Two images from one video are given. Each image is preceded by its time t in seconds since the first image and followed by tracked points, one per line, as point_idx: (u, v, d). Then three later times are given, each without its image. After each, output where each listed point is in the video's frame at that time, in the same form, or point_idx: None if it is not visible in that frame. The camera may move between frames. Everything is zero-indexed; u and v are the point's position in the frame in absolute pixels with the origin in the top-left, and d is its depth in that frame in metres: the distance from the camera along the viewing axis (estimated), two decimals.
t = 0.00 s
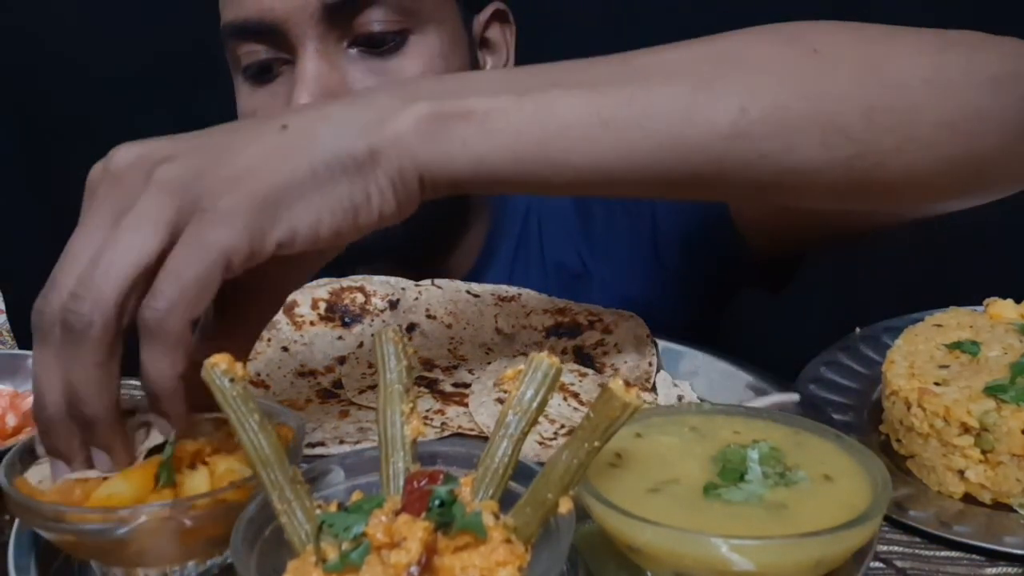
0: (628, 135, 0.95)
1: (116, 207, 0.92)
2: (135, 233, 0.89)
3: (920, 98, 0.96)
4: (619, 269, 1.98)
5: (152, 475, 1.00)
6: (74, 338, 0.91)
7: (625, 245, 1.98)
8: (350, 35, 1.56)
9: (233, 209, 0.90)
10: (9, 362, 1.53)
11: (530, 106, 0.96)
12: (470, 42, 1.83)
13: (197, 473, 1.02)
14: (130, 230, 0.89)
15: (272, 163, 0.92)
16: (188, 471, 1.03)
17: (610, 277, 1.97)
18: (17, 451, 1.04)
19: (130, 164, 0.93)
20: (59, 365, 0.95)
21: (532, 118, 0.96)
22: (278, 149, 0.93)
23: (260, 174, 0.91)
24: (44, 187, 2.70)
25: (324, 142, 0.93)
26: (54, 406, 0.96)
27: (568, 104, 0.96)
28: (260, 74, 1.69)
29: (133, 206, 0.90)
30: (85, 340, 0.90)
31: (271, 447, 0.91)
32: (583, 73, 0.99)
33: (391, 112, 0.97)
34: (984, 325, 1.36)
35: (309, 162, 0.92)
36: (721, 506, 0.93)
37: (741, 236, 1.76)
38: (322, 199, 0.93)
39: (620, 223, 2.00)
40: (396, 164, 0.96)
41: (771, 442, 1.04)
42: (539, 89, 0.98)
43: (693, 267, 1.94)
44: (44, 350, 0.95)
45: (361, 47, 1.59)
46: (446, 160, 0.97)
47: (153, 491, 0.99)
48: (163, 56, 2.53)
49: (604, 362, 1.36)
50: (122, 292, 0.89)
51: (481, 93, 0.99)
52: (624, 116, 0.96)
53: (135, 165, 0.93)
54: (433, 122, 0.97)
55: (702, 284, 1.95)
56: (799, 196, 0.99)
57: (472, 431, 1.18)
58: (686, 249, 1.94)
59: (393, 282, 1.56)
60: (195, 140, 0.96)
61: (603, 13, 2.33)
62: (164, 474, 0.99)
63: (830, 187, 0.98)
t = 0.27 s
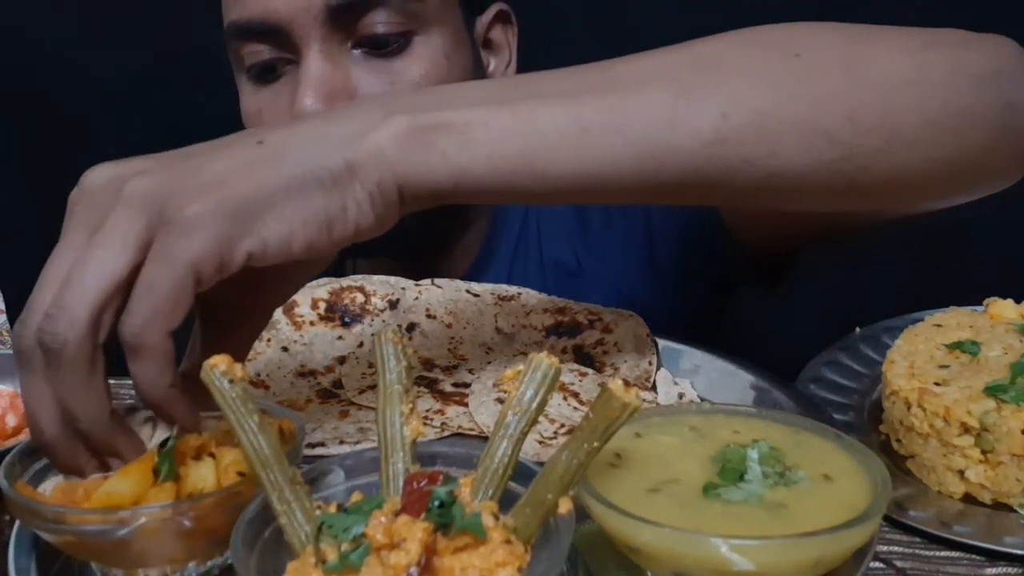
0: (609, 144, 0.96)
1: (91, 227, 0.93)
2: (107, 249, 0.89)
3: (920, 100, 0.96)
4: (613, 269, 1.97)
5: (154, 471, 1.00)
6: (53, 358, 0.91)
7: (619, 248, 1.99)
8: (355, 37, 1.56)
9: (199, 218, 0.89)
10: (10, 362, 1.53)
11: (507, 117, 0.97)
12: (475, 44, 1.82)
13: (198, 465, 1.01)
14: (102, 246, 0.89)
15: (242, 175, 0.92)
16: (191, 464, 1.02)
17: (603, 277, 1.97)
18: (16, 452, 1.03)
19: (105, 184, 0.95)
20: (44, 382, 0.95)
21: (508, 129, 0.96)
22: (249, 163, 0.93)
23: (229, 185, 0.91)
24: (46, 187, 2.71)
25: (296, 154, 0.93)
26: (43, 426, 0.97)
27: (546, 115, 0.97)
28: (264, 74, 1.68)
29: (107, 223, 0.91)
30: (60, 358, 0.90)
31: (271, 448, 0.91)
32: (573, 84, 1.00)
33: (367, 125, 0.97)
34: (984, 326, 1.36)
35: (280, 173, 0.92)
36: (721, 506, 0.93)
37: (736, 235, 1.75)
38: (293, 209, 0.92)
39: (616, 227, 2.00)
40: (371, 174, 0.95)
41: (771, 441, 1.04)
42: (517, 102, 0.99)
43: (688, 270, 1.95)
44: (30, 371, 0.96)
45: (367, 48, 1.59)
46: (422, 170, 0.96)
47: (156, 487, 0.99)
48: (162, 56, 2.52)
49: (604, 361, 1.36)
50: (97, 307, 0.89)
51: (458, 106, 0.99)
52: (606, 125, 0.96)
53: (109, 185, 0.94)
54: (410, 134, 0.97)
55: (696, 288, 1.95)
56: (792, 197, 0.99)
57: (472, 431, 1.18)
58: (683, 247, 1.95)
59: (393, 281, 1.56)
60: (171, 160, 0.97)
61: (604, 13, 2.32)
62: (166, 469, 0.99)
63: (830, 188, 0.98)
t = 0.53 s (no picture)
0: (602, 151, 0.95)
1: (78, 238, 0.93)
2: (96, 265, 0.89)
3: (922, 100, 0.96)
4: (610, 270, 1.97)
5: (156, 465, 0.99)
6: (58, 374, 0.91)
7: (616, 248, 1.99)
8: (361, 31, 1.57)
9: (189, 236, 0.90)
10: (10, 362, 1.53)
11: (496, 126, 0.97)
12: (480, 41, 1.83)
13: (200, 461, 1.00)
14: (92, 260, 0.89)
15: (230, 190, 0.92)
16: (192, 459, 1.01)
17: (601, 277, 1.96)
18: (16, 451, 1.03)
19: (93, 194, 0.94)
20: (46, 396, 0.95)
21: (497, 139, 0.96)
22: (237, 176, 0.93)
23: (217, 200, 0.91)
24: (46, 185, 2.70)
25: (284, 168, 0.93)
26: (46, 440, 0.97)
27: (536, 124, 0.96)
28: (269, 68, 1.68)
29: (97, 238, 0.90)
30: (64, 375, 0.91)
31: (271, 448, 0.92)
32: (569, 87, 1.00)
33: (355, 136, 0.97)
34: (984, 325, 1.36)
35: (268, 189, 0.92)
36: (721, 506, 0.93)
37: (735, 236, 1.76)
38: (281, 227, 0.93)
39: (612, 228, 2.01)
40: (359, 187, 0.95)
41: (770, 441, 1.04)
42: (506, 109, 0.98)
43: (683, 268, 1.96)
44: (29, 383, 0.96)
45: (373, 43, 1.59)
46: (410, 184, 0.96)
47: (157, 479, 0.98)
48: (164, 55, 2.52)
49: (604, 362, 1.36)
50: (97, 325, 0.89)
51: (446, 115, 0.99)
52: (599, 131, 0.96)
53: (95, 195, 0.94)
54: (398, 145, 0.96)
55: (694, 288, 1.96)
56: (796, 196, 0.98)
57: (472, 431, 1.18)
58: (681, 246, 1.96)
59: (393, 281, 1.55)
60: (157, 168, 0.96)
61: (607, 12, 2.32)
62: (167, 462, 0.98)
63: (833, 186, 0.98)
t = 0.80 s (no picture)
0: (626, 163, 0.95)
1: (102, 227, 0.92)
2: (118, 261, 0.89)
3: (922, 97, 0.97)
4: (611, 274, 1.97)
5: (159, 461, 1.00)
6: (80, 366, 0.93)
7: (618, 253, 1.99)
8: (360, 27, 1.58)
9: (212, 238, 0.90)
10: (9, 362, 1.52)
11: (517, 136, 0.96)
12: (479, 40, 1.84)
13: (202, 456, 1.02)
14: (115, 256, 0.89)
15: (253, 193, 0.91)
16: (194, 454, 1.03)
17: (602, 278, 1.97)
18: (15, 447, 1.02)
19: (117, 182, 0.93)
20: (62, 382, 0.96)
21: (517, 150, 0.96)
22: (261, 177, 0.92)
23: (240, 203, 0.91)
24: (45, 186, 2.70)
25: (308, 173, 0.92)
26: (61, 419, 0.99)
27: (560, 134, 0.96)
28: (268, 64, 1.68)
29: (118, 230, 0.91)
30: (86, 368, 0.92)
31: (272, 445, 0.91)
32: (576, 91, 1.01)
33: (379, 141, 0.96)
34: (982, 326, 1.37)
35: (292, 193, 0.91)
36: (722, 505, 0.93)
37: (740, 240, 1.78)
38: (303, 233, 0.93)
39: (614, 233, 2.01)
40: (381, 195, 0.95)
41: (771, 441, 1.05)
42: (527, 120, 0.98)
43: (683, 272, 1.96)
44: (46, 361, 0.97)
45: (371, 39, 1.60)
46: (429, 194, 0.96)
47: (161, 475, 0.99)
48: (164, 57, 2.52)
49: (603, 363, 1.37)
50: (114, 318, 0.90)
51: (467, 123, 0.98)
52: (624, 141, 0.96)
53: (119, 182, 0.93)
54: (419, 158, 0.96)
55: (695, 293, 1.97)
56: (797, 203, 0.99)
57: (473, 430, 1.18)
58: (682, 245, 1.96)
59: (393, 282, 1.55)
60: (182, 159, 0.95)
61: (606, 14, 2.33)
62: (170, 458, 0.99)
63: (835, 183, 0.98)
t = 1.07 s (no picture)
0: (649, 145, 0.94)
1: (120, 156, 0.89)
2: (142, 199, 0.87)
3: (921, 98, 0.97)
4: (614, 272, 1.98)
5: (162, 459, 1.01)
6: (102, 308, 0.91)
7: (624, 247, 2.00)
8: (361, 24, 1.58)
9: (240, 193, 0.88)
10: (9, 361, 1.52)
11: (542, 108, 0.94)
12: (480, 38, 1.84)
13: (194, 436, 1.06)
14: (140, 191, 0.87)
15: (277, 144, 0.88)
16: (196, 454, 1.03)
17: (604, 278, 1.98)
18: (15, 446, 1.02)
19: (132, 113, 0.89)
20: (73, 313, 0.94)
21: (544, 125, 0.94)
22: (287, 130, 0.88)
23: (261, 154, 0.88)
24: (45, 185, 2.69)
25: (335, 129, 0.89)
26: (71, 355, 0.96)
27: (584, 106, 0.94)
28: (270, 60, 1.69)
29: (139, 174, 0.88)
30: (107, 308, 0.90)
31: (272, 445, 0.91)
32: (589, 66, 0.98)
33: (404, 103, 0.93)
34: (983, 326, 1.37)
35: (318, 153, 0.88)
36: (722, 505, 0.93)
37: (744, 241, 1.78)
38: (328, 196, 0.90)
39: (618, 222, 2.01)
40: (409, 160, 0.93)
41: (771, 442, 1.04)
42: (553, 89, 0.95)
43: (687, 268, 1.96)
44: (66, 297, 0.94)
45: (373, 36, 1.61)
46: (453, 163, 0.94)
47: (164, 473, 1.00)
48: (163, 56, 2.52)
49: (603, 363, 1.37)
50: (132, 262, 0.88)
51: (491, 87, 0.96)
52: (652, 122, 0.94)
53: (138, 115, 0.90)
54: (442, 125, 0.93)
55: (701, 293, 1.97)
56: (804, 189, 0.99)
57: (472, 430, 1.19)
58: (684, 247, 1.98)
59: (394, 282, 1.56)
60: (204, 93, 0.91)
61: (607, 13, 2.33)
62: (173, 456, 1.00)
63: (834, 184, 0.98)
